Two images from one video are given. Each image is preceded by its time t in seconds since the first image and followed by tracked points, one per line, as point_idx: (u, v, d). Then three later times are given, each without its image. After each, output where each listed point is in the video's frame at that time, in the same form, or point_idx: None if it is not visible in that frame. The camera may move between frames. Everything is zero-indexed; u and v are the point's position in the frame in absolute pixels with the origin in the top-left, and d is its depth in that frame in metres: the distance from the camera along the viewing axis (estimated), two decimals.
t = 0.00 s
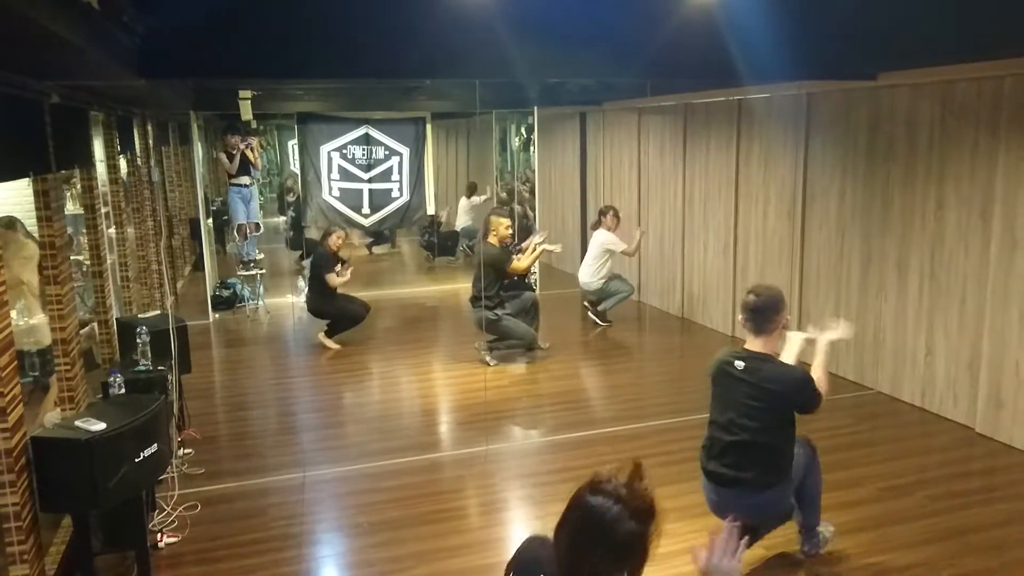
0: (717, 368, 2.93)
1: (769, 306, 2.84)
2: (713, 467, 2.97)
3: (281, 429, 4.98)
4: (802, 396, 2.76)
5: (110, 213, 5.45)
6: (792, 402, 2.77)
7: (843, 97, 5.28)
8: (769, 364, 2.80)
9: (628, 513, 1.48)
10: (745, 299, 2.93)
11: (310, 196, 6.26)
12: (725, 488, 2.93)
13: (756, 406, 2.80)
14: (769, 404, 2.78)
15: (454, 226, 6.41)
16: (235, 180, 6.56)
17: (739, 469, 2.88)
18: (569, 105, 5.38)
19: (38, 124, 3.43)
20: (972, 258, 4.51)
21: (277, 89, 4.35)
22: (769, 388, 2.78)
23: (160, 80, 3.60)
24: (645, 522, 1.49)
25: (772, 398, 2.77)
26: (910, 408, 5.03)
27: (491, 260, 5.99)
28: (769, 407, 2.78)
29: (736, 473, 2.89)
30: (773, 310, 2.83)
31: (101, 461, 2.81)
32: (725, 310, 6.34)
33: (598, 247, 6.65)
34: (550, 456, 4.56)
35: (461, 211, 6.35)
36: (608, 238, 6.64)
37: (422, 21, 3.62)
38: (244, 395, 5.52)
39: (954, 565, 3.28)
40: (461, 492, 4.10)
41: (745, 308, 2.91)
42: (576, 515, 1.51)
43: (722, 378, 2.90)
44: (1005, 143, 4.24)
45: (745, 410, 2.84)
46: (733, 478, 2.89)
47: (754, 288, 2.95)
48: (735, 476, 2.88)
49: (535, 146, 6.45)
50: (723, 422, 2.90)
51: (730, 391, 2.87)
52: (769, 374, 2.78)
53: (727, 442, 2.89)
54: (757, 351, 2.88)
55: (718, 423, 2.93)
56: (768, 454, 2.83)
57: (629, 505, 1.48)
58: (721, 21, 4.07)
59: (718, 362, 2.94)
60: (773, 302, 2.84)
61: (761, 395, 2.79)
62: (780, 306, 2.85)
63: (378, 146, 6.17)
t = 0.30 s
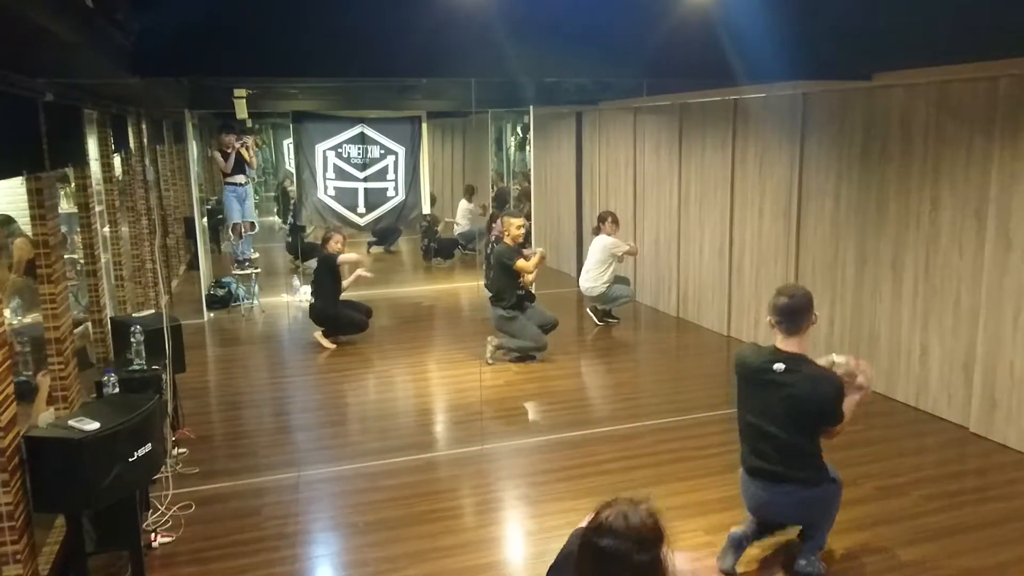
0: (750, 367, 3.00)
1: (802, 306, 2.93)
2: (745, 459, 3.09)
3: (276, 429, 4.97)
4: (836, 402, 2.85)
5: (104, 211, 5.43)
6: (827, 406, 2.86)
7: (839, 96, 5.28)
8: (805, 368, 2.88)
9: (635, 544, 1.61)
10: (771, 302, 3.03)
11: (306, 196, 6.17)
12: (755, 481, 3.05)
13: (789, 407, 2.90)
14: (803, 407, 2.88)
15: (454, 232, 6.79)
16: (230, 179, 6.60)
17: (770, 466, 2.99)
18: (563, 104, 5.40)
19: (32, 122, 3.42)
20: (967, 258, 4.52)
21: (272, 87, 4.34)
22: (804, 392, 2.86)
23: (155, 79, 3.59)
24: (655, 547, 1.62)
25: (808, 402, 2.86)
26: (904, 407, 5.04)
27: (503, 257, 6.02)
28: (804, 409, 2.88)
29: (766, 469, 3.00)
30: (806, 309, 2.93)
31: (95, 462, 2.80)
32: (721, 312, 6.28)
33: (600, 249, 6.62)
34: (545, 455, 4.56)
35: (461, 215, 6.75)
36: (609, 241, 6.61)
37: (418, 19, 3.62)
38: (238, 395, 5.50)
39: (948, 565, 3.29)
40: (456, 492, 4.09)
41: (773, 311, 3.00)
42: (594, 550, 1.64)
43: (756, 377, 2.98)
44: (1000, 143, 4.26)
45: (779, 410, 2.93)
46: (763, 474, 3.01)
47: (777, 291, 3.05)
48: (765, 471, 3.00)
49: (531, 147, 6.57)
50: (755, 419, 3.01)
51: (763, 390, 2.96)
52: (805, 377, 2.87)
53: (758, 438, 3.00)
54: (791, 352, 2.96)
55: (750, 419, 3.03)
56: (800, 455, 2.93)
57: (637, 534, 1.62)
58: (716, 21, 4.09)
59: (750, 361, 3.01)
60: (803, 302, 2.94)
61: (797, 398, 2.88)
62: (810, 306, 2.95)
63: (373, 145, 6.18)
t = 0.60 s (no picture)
0: (777, 369, 3.00)
1: (819, 305, 2.94)
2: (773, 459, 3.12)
3: (271, 429, 4.95)
4: (866, 387, 2.97)
5: (98, 210, 5.41)
6: (857, 394, 2.97)
7: (834, 96, 5.28)
8: (835, 359, 2.97)
9: (646, 500, 1.55)
10: (785, 300, 3.02)
11: (301, 195, 6.26)
12: (788, 480, 3.10)
13: (824, 402, 2.97)
14: (837, 398, 2.97)
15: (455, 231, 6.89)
16: (226, 178, 6.62)
17: (804, 463, 3.05)
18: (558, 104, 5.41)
19: (26, 121, 3.40)
20: (961, 257, 4.53)
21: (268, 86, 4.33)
22: (838, 382, 2.95)
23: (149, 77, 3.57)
24: (667, 501, 1.57)
25: (842, 393, 2.96)
26: (899, 407, 5.05)
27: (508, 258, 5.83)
28: (839, 400, 2.97)
29: (800, 466, 3.06)
30: (822, 306, 2.93)
31: (88, 462, 2.79)
32: (717, 311, 6.35)
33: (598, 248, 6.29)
34: (540, 455, 4.56)
35: (458, 213, 6.83)
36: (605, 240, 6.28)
37: (416, 18, 3.62)
38: (233, 395, 5.49)
39: (943, 564, 3.29)
40: (452, 492, 4.09)
41: (789, 309, 3.00)
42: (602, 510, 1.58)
43: (787, 380, 2.99)
44: (994, 143, 4.27)
45: (814, 406, 2.98)
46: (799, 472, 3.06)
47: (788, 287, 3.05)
48: (801, 468, 3.06)
49: (526, 146, 6.42)
50: (787, 419, 3.04)
51: (796, 390, 2.98)
52: (836, 368, 2.95)
53: (792, 438, 3.04)
54: (813, 347, 3.00)
55: (780, 419, 3.06)
56: (834, 444, 3.03)
57: (647, 490, 1.56)
58: (711, 20, 4.10)
59: (776, 364, 3.01)
60: (818, 299, 2.94)
61: (831, 390, 2.96)
62: (825, 302, 2.95)
63: (370, 144, 6.06)
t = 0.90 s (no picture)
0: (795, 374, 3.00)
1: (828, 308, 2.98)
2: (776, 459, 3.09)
3: (268, 429, 4.95)
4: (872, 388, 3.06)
5: (96, 210, 5.40)
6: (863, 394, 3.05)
7: (832, 95, 5.28)
8: (850, 364, 3.00)
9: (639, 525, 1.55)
10: (795, 311, 3.02)
11: (299, 194, 6.26)
12: (791, 481, 3.08)
13: (837, 407, 2.99)
14: (849, 403, 3.01)
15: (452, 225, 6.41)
16: (223, 178, 6.61)
17: (811, 466, 3.04)
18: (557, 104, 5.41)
19: (23, 120, 3.40)
20: (959, 257, 4.54)
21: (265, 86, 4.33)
22: (850, 387, 2.99)
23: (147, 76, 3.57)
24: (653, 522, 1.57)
25: (854, 396, 3.01)
26: (896, 406, 5.05)
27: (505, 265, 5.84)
28: (850, 404, 3.01)
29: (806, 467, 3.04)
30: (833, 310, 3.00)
31: (85, 462, 2.79)
32: (715, 311, 6.46)
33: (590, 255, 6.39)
34: (537, 455, 4.56)
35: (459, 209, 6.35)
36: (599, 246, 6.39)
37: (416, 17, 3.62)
38: (230, 394, 5.49)
39: (939, 564, 3.30)
40: (449, 491, 4.09)
41: (801, 318, 3.01)
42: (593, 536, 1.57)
43: (803, 385, 2.99)
44: (991, 142, 4.27)
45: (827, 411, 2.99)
46: (805, 474, 3.05)
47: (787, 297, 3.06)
48: (807, 471, 3.05)
49: (525, 146, 6.05)
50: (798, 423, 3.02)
51: (812, 395, 2.98)
52: (850, 373, 2.99)
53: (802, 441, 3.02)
54: (828, 350, 3.03)
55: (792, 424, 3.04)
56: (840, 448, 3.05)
57: (636, 512, 1.56)
58: (708, 20, 4.10)
59: (795, 369, 3.01)
60: (829, 304, 2.98)
61: (844, 395, 2.99)
62: (832, 305, 3.01)
63: (367, 144, 5.97)
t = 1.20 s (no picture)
0: (775, 386, 2.92)
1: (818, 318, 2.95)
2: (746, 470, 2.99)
3: (269, 428, 4.96)
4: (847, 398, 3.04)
5: (98, 209, 5.41)
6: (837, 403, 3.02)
7: (833, 95, 5.27)
8: (828, 376, 2.95)
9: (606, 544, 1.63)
10: (789, 320, 2.94)
11: (300, 192, 6.29)
12: (760, 492, 3.00)
13: (814, 420, 2.94)
14: (824, 416, 2.97)
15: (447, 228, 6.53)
16: (225, 177, 6.62)
17: (781, 476, 2.98)
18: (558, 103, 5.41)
19: (24, 119, 3.40)
20: (960, 257, 4.53)
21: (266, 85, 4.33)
22: (827, 400, 2.95)
23: (148, 75, 3.56)
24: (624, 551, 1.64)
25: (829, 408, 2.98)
26: (898, 406, 5.04)
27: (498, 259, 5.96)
28: (824, 416, 2.98)
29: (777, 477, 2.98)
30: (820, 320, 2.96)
31: (86, 461, 2.80)
32: (716, 311, 6.40)
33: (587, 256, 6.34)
34: (538, 455, 4.56)
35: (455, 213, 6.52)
36: (593, 250, 6.32)
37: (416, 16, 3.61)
38: (232, 393, 5.50)
39: (939, 564, 3.30)
40: (450, 491, 4.09)
41: (796, 327, 2.94)
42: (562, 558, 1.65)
43: (782, 397, 2.91)
44: (993, 142, 4.27)
45: (804, 423, 2.93)
46: (776, 483, 2.98)
47: (775, 307, 2.99)
48: (778, 480, 2.99)
49: (526, 145, 6.12)
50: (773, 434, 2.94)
51: (792, 407, 2.91)
52: (829, 386, 2.94)
53: (776, 451, 2.95)
54: (813, 361, 2.97)
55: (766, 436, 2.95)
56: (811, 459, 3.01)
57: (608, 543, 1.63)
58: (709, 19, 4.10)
59: (774, 381, 2.92)
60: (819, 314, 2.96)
61: (822, 407, 2.94)
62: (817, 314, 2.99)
63: (368, 143, 6.08)
